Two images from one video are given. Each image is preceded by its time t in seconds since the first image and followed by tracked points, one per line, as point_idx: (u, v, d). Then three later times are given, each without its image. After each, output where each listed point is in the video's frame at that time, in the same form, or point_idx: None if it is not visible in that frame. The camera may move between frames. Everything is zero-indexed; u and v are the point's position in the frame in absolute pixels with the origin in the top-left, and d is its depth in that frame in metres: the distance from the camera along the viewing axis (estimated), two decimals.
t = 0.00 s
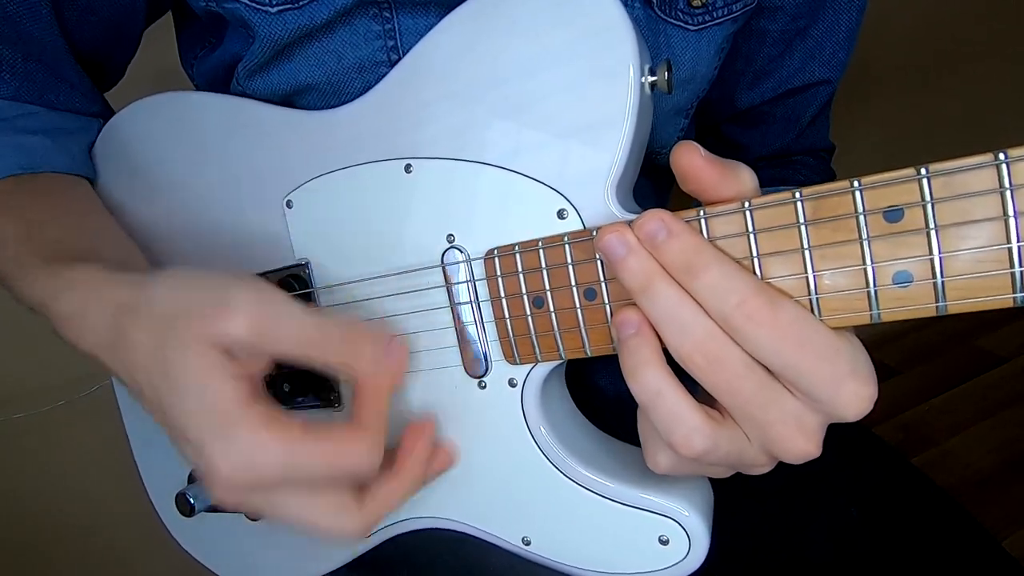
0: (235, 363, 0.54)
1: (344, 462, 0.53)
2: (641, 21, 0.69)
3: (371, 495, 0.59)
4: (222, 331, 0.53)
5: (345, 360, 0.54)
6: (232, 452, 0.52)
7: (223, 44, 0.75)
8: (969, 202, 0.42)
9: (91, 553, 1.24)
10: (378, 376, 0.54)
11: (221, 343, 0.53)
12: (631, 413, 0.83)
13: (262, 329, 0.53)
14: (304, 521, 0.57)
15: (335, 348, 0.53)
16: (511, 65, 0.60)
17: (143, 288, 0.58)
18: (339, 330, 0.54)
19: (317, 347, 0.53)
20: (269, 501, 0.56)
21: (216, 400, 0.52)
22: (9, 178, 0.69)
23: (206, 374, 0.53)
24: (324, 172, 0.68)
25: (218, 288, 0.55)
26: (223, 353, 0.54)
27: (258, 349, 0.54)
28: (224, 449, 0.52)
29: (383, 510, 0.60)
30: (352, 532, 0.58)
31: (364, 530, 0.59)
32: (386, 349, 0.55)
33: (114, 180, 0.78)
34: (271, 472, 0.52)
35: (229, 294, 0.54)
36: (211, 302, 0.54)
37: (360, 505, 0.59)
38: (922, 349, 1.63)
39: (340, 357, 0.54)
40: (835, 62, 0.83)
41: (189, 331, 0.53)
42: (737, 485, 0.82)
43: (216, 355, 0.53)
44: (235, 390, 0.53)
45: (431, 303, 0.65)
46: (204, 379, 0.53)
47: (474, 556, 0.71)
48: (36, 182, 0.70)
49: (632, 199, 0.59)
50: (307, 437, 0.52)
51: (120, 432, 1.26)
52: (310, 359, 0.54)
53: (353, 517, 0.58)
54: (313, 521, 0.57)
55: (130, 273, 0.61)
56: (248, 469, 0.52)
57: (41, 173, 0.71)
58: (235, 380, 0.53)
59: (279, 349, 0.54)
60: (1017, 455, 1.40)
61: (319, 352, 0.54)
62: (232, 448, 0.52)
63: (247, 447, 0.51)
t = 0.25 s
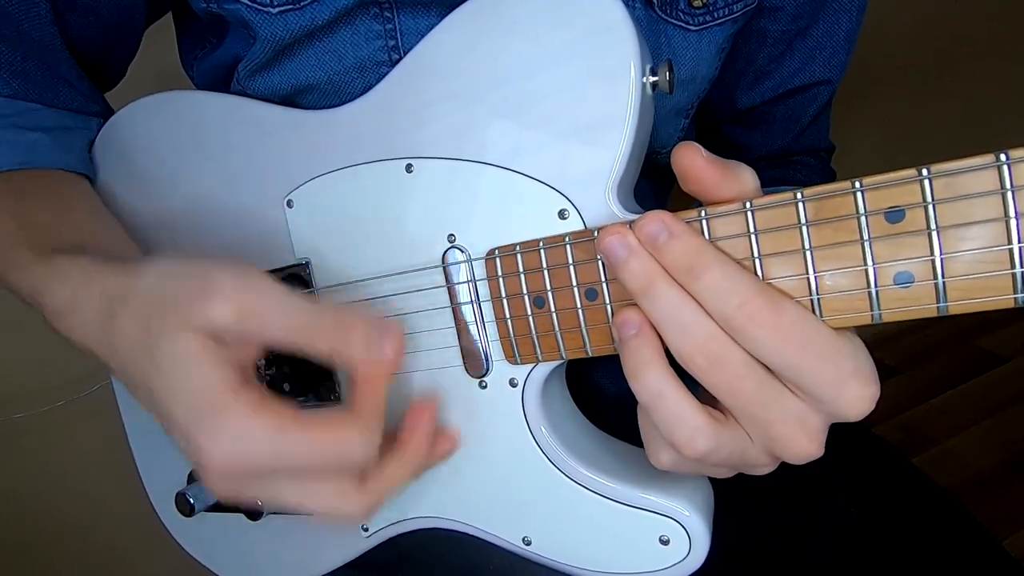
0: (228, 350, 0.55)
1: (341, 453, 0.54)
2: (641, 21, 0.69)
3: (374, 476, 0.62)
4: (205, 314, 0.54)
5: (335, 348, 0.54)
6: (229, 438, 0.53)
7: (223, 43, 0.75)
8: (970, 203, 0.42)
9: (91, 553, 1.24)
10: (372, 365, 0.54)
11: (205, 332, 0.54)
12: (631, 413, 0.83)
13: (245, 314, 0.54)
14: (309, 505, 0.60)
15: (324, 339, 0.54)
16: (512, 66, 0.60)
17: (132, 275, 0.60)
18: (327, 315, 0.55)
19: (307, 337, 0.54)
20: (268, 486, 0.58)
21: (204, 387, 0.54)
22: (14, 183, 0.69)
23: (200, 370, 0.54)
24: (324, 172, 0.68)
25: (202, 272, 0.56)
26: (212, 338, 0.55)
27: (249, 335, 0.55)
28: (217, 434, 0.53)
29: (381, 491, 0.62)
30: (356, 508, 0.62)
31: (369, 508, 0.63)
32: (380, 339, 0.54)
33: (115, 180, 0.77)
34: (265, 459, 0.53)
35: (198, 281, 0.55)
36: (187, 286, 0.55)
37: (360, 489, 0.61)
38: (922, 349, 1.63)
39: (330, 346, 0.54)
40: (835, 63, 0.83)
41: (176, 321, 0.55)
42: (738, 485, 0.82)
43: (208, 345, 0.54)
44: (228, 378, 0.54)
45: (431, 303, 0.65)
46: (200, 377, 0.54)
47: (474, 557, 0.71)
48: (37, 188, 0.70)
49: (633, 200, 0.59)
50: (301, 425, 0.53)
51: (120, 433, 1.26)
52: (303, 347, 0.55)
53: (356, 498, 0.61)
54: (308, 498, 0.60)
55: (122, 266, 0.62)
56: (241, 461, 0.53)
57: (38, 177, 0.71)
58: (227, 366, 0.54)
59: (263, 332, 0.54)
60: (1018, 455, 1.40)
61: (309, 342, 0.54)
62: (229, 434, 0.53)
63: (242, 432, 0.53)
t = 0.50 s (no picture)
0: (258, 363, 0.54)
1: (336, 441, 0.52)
2: (641, 21, 0.69)
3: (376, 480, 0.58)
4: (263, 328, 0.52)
5: (325, 329, 0.50)
6: (230, 431, 0.52)
7: (223, 44, 0.75)
8: (969, 203, 0.42)
9: (92, 553, 1.24)
10: (363, 342, 0.49)
11: (197, 321, 0.52)
12: (630, 413, 0.83)
13: (230, 301, 0.51)
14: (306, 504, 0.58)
15: (312, 318, 0.50)
16: (511, 66, 0.60)
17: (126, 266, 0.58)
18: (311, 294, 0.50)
19: (292, 318, 0.50)
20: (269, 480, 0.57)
21: (196, 373, 0.53)
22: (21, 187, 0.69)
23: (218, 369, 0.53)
24: (323, 172, 0.68)
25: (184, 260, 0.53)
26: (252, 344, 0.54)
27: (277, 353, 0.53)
28: (215, 430, 0.53)
29: (390, 489, 0.58)
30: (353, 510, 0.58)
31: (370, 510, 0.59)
32: (372, 317, 0.49)
33: (115, 182, 0.78)
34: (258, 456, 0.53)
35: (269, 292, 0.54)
36: (178, 279, 0.53)
37: (364, 486, 0.58)
38: (921, 349, 1.63)
39: (322, 324, 0.50)
40: (835, 62, 0.83)
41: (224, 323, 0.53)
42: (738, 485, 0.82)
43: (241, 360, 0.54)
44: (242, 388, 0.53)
45: (430, 303, 0.65)
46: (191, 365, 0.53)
47: (473, 558, 0.70)
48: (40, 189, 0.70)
49: (632, 200, 0.59)
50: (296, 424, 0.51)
51: (119, 431, 1.26)
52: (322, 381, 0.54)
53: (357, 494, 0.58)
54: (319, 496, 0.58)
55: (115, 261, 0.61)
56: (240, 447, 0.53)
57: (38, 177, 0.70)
58: (246, 381, 0.53)
59: (252, 320, 0.51)
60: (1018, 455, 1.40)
61: (298, 322, 0.50)
62: (231, 428, 0.52)
63: (247, 436, 0.52)
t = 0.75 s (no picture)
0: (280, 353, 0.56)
1: (344, 403, 0.54)
2: (641, 20, 0.68)
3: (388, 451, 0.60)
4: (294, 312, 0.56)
5: (329, 305, 0.55)
6: (254, 420, 0.54)
7: (222, 43, 0.75)
8: (971, 203, 0.42)
9: (92, 553, 1.24)
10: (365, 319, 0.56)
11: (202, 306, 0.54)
12: (631, 413, 0.83)
13: (232, 280, 0.54)
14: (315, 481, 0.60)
15: (315, 299, 0.55)
16: (511, 65, 0.60)
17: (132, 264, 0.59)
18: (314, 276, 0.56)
19: (298, 295, 0.55)
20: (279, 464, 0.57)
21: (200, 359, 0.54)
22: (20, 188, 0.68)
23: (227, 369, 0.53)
24: (323, 172, 0.68)
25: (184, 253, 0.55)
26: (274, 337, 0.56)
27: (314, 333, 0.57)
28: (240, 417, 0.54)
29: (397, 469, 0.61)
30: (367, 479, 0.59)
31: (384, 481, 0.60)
32: (371, 295, 0.57)
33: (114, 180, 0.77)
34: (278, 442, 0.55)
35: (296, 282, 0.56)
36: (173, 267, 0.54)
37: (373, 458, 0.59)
38: (922, 349, 1.63)
39: (323, 302, 0.55)
40: (836, 61, 0.82)
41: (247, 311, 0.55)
42: (739, 486, 0.82)
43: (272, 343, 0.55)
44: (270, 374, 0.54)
45: (430, 303, 0.65)
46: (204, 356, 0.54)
47: (473, 559, 0.70)
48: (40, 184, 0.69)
49: (632, 200, 0.59)
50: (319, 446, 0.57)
51: (119, 431, 1.26)
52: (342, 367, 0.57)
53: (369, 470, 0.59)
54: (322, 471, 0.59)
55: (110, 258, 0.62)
56: (250, 423, 0.54)
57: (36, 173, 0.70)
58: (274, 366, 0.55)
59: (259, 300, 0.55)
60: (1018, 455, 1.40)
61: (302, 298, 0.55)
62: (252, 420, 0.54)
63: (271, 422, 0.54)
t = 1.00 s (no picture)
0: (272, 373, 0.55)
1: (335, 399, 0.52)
2: (641, 20, 0.68)
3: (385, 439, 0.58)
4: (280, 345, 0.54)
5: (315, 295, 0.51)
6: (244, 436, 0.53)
7: (222, 43, 0.75)
8: (971, 204, 0.42)
9: (92, 553, 1.23)
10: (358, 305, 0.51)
11: (182, 309, 0.53)
12: (631, 413, 0.83)
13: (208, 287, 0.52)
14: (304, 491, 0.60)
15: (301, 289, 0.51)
16: (511, 65, 0.60)
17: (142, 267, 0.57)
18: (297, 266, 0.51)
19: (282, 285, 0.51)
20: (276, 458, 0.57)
21: (186, 362, 0.53)
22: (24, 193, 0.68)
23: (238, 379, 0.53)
24: (324, 172, 0.68)
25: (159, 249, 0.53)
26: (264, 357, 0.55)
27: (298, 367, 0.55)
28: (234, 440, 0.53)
29: (400, 453, 0.58)
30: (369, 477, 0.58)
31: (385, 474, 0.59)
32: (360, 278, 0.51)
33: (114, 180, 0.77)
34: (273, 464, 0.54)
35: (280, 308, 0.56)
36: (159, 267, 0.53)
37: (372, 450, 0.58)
38: (922, 349, 1.63)
39: (310, 290, 0.51)
40: (836, 61, 0.82)
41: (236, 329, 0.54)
42: (739, 487, 0.82)
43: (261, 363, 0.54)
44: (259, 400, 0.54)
45: (430, 304, 0.65)
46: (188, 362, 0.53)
47: (474, 558, 0.70)
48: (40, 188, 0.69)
49: (632, 200, 0.59)
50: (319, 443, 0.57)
51: (119, 431, 1.26)
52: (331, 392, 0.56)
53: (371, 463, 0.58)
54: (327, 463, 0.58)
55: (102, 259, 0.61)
56: (243, 425, 0.53)
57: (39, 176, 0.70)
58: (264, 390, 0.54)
59: (241, 298, 0.52)
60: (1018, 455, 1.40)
61: (286, 294, 0.52)
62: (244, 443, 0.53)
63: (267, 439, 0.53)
